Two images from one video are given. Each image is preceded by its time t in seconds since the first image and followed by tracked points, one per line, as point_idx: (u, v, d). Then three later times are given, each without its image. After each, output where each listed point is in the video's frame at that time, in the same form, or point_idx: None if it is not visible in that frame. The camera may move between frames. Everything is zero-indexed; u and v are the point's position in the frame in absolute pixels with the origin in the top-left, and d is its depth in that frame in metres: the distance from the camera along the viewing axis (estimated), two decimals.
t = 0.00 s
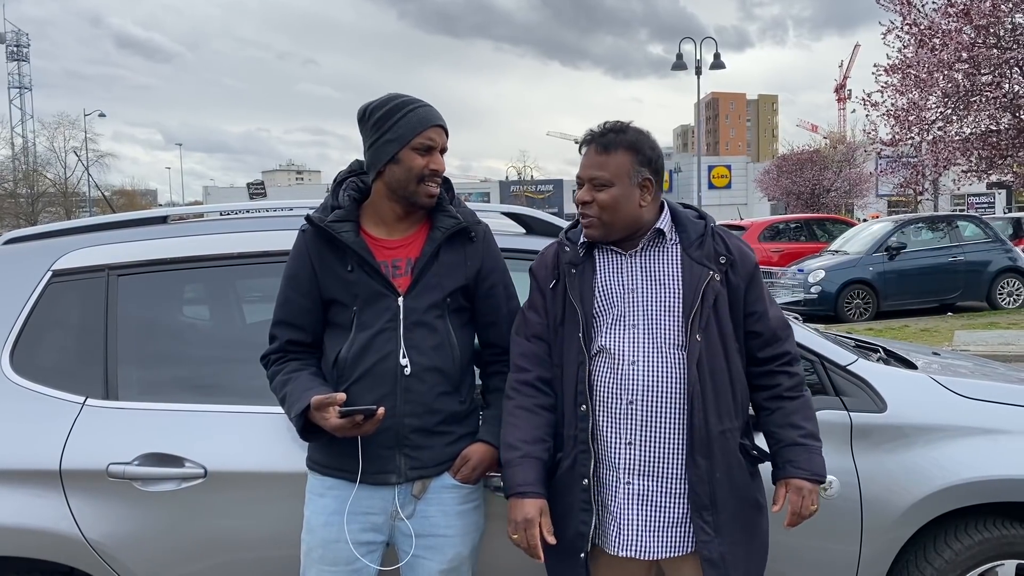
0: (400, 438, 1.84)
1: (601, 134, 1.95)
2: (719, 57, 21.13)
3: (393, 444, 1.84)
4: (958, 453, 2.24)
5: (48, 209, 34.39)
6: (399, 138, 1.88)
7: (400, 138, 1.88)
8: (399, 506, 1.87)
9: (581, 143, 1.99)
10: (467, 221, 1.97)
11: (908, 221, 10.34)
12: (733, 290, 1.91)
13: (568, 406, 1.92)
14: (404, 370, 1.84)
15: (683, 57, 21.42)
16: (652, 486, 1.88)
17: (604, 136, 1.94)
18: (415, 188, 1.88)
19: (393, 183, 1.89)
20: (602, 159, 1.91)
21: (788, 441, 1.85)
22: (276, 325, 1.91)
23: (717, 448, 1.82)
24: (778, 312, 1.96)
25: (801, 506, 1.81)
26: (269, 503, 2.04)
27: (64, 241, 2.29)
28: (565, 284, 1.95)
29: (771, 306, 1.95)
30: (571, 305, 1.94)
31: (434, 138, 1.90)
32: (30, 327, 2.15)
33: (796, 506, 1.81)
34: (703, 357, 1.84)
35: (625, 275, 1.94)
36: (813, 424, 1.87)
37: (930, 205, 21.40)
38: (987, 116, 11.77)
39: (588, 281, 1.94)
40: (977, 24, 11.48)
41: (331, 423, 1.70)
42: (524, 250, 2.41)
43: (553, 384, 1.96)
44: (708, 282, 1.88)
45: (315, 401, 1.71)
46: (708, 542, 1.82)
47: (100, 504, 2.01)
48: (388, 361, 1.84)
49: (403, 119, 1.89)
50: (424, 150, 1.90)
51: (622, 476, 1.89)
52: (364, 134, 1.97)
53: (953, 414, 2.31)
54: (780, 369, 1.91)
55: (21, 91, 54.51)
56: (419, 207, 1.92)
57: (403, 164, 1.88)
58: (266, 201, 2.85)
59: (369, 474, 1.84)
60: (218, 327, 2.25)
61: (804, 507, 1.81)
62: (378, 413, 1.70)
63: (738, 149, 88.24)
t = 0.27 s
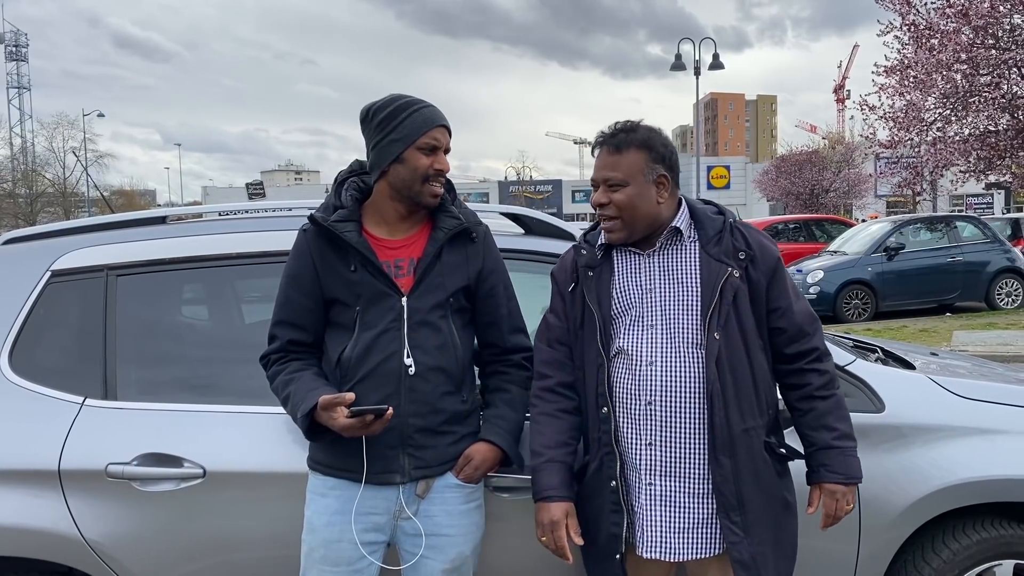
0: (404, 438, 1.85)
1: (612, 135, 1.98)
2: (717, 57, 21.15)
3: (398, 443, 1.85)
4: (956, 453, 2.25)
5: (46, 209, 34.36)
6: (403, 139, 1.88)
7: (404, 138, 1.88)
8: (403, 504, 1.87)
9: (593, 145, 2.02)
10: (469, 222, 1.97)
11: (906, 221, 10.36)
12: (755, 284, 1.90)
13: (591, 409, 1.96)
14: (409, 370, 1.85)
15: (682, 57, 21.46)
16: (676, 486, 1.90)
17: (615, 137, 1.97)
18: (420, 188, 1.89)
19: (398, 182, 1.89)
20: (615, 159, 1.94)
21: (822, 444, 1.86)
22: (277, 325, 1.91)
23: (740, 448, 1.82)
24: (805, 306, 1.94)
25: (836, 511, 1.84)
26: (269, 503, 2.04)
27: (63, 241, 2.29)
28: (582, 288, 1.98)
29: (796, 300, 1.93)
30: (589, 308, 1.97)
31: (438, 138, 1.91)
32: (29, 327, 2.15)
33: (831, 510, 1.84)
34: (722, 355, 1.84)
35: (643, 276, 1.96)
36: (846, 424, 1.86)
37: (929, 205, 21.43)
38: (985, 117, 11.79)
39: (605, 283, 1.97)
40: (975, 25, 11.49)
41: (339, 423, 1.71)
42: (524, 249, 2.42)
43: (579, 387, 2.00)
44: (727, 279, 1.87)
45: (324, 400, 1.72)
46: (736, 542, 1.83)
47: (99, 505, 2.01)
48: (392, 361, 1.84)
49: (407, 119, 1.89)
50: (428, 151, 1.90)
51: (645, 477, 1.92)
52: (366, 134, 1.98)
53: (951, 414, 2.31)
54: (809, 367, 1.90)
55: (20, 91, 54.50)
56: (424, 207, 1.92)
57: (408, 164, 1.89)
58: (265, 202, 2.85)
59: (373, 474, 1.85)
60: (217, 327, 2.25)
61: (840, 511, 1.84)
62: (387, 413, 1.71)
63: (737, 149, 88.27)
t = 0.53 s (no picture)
0: (405, 438, 1.84)
1: (624, 137, 1.99)
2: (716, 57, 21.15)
3: (398, 443, 1.84)
4: (956, 454, 2.25)
5: (45, 208, 34.34)
6: (406, 139, 1.88)
7: (407, 138, 1.88)
8: (404, 504, 1.87)
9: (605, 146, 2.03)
10: (470, 222, 1.97)
11: (906, 222, 10.36)
12: (772, 284, 1.91)
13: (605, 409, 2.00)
14: (409, 370, 1.84)
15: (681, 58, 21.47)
16: (689, 485, 1.92)
17: (627, 139, 1.98)
18: (423, 188, 1.89)
19: (400, 183, 1.89)
20: (627, 162, 1.95)
21: (840, 444, 1.85)
22: (278, 325, 1.91)
23: (754, 448, 1.83)
24: (826, 306, 1.93)
25: (855, 513, 1.83)
26: (269, 503, 2.04)
27: (62, 241, 2.29)
28: (598, 289, 2.04)
29: (816, 299, 1.93)
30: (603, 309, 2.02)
31: (441, 138, 1.91)
32: (28, 326, 2.15)
33: (850, 512, 1.83)
34: (736, 354, 1.85)
35: (659, 276, 1.99)
36: (866, 424, 1.85)
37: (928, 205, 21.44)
38: (984, 117, 11.79)
39: (619, 285, 2.01)
40: (975, 25, 11.49)
41: (341, 423, 1.71)
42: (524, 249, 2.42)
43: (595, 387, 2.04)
44: (743, 278, 1.87)
45: (324, 400, 1.71)
46: (749, 542, 1.84)
47: (97, 504, 2.01)
48: (393, 361, 1.84)
49: (411, 119, 1.89)
50: (431, 151, 1.90)
51: (659, 476, 1.94)
52: (368, 134, 1.98)
53: (951, 414, 2.31)
54: (828, 367, 1.90)
55: (19, 91, 54.46)
56: (427, 207, 1.93)
57: (411, 164, 1.89)
58: (264, 202, 2.85)
59: (374, 474, 1.85)
60: (217, 326, 2.25)
61: (860, 513, 1.83)
62: (389, 413, 1.71)
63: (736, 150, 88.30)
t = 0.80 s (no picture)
0: (404, 437, 1.84)
1: (635, 135, 1.99)
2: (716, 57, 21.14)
3: (397, 443, 1.84)
4: (956, 454, 2.25)
5: (44, 207, 34.31)
6: (406, 138, 1.88)
7: (406, 137, 1.88)
8: (402, 504, 1.87)
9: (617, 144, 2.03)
10: (470, 222, 1.97)
11: (905, 222, 10.36)
12: (778, 285, 1.91)
13: (606, 406, 1.99)
14: (408, 369, 1.84)
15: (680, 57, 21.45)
16: (690, 483, 1.91)
17: (638, 137, 1.98)
18: (422, 187, 1.89)
19: (399, 182, 1.89)
20: (637, 160, 1.95)
21: (839, 444, 1.84)
22: (277, 325, 1.91)
23: (756, 447, 1.83)
24: (830, 309, 1.94)
25: (850, 513, 1.82)
26: (268, 502, 2.03)
27: (60, 240, 2.28)
28: (603, 286, 2.03)
29: (821, 301, 1.93)
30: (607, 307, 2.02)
31: (440, 138, 1.90)
32: (27, 326, 2.14)
33: (845, 512, 1.82)
34: (740, 353, 1.85)
35: (664, 275, 2.00)
36: (866, 426, 1.85)
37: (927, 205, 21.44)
38: (984, 118, 11.78)
39: (624, 283, 2.02)
40: (974, 25, 11.48)
41: (338, 423, 1.70)
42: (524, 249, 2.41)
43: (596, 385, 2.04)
44: (748, 278, 1.89)
45: (322, 400, 1.71)
46: (748, 542, 1.83)
47: (97, 504, 2.01)
48: (392, 360, 1.84)
49: (411, 118, 1.89)
50: (431, 150, 1.90)
51: (660, 474, 1.94)
52: (367, 134, 1.97)
53: (950, 414, 2.31)
54: (832, 369, 1.90)
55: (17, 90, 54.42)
56: (427, 207, 1.92)
57: (410, 163, 1.88)
58: (263, 201, 2.84)
59: (373, 474, 1.84)
60: (216, 326, 2.24)
61: (857, 513, 1.82)
62: (387, 413, 1.71)
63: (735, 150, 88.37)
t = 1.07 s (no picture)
0: (400, 437, 1.84)
1: (636, 134, 1.99)
2: (715, 57, 21.15)
3: (393, 443, 1.84)
4: (954, 454, 2.25)
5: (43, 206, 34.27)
6: (402, 138, 1.87)
7: (403, 136, 1.87)
8: (399, 504, 1.87)
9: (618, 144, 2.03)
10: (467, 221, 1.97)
11: (904, 222, 10.37)
12: (775, 286, 1.91)
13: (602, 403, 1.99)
14: (404, 368, 1.84)
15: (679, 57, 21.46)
16: (682, 481, 1.92)
17: (639, 136, 1.98)
18: (419, 186, 1.88)
19: (396, 181, 1.88)
20: (638, 159, 1.94)
21: (835, 447, 1.85)
22: (274, 324, 1.91)
23: (749, 447, 1.83)
24: (827, 311, 1.93)
25: (847, 515, 1.82)
26: (266, 502, 2.03)
27: (59, 239, 2.28)
28: (601, 285, 2.04)
29: (819, 304, 1.93)
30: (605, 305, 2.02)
31: (437, 137, 1.90)
32: (25, 325, 2.14)
33: (843, 514, 1.82)
34: (736, 353, 1.85)
35: (662, 273, 2.00)
36: (862, 430, 1.85)
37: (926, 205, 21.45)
38: (983, 118, 11.78)
39: (622, 282, 2.02)
40: (973, 25, 11.47)
41: (333, 421, 1.70)
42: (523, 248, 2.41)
43: (592, 382, 2.03)
44: (745, 279, 1.88)
45: (316, 399, 1.70)
46: (739, 540, 1.83)
47: (95, 503, 2.00)
48: (388, 360, 1.83)
49: (406, 117, 1.89)
50: (428, 149, 1.89)
51: (652, 471, 1.94)
52: (364, 134, 1.97)
53: (949, 414, 2.31)
54: (828, 372, 1.90)
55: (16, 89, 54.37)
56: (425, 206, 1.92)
57: (407, 163, 1.88)
58: (262, 200, 2.84)
59: (369, 473, 1.84)
60: (215, 325, 2.24)
61: (854, 515, 1.82)
62: (381, 411, 1.71)
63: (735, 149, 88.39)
